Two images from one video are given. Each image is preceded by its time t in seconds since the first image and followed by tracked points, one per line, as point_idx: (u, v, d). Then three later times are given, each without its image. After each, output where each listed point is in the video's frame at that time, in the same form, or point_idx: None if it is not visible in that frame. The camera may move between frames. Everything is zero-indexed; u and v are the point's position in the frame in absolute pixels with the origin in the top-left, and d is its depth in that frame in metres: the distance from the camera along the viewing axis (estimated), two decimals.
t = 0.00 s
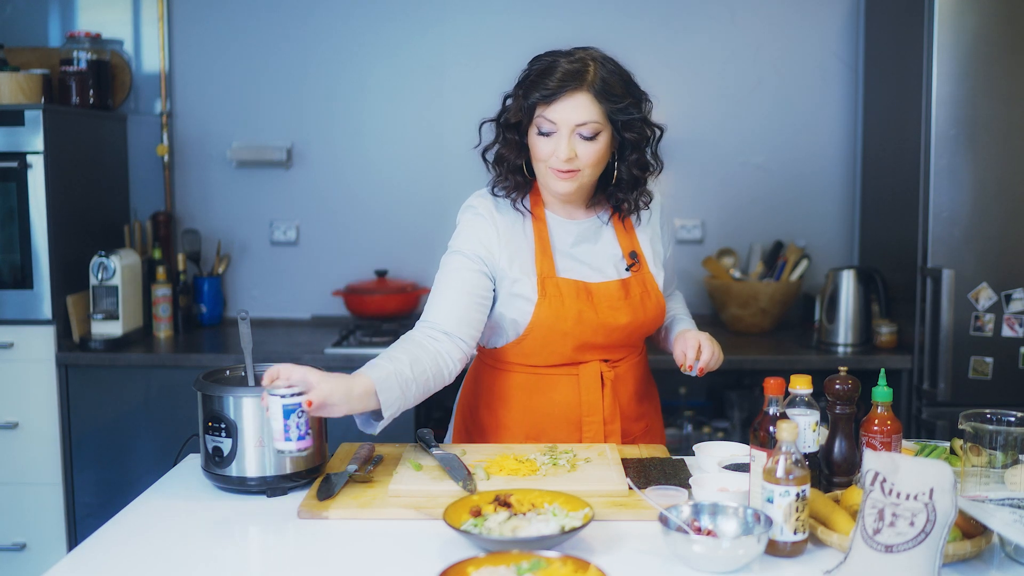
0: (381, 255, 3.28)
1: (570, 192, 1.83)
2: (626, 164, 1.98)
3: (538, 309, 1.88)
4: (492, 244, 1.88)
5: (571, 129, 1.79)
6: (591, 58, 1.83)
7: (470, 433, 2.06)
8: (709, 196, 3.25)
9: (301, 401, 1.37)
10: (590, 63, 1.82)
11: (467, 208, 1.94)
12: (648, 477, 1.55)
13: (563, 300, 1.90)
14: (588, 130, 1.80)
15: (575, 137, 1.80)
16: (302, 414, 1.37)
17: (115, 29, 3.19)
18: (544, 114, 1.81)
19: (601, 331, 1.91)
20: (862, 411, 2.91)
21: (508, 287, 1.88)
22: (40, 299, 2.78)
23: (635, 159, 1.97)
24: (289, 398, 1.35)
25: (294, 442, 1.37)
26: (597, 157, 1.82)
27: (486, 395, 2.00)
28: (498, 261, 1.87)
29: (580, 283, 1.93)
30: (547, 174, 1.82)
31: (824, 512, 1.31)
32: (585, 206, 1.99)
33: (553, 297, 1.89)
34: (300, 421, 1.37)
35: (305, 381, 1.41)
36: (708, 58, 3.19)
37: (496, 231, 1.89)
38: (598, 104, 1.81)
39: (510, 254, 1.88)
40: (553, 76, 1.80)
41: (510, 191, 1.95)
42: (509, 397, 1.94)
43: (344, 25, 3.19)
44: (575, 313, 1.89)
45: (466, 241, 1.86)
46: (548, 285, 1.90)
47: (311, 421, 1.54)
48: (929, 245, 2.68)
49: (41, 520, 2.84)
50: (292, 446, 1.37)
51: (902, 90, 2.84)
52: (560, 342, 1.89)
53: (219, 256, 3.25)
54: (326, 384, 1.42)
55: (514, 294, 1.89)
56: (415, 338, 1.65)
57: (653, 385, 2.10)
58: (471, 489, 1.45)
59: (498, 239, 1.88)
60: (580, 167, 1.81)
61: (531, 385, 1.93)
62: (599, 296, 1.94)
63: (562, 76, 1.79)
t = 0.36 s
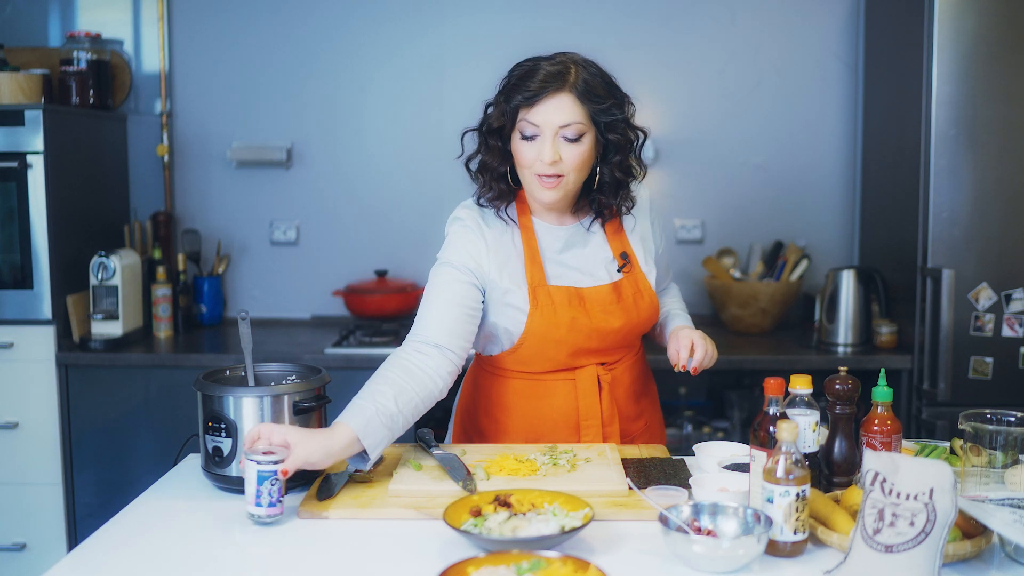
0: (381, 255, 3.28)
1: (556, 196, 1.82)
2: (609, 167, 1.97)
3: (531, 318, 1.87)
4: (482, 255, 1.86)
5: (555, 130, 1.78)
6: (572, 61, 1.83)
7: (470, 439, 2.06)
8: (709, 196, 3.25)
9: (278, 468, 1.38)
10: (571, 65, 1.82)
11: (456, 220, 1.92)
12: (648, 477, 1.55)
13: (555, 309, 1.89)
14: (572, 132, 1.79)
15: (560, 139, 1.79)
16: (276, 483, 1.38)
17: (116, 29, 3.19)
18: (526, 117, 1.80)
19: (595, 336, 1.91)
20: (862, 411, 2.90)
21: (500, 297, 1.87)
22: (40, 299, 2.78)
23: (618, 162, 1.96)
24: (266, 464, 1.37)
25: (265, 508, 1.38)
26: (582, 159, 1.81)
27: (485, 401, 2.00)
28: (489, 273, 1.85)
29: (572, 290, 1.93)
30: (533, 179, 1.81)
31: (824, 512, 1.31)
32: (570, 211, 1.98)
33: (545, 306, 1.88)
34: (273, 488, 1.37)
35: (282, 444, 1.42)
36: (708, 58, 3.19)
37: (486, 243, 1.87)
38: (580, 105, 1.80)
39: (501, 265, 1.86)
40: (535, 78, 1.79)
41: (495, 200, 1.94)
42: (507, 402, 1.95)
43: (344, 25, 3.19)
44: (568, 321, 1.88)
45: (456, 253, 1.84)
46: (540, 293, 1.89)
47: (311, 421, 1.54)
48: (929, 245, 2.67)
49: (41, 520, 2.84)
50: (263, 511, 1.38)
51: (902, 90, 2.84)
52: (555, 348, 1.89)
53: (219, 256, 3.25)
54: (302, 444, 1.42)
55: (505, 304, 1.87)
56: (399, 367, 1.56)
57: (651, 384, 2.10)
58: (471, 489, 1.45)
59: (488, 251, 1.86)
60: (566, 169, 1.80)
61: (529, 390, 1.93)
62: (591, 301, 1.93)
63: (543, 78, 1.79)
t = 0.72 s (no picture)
0: (380, 255, 3.28)
1: (560, 207, 1.81)
2: (614, 174, 1.95)
3: (530, 323, 1.87)
4: (484, 260, 1.85)
5: (559, 144, 1.77)
6: (574, 70, 1.80)
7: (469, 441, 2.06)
8: (710, 196, 3.25)
9: (273, 474, 1.38)
10: (575, 76, 1.79)
11: (456, 221, 1.91)
12: (648, 477, 1.55)
13: (555, 313, 1.89)
14: (577, 144, 1.78)
15: (564, 151, 1.78)
16: (270, 489, 1.38)
17: (116, 29, 3.19)
18: (530, 130, 1.78)
19: (595, 340, 1.91)
20: (862, 412, 2.90)
21: (500, 302, 1.87)
22: (40, 299, 2.78)
23: (623, 170, 1.95)
24: (261, 469, 1.37)
25: (259, 513, 1.38)
26: (586, 170, 1.80)
27: (485, 403, 2.00)
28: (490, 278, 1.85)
29: (572, 294, 1.93)
30: (536, 190, 1.80)
31: (824, 512, 1.31)
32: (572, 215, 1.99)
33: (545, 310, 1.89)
34: (267, 494, 1.37)
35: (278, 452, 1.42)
36: (707, 59, 3.19)
37: (487, 246, 1.87)
38: (585, 118, 1.78)
39: (501, 270, 1.86)
40: (539, 91, 1.76)
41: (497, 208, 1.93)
42: (505, 403, 1.95)
43: (344, 25, 3.19)
44: (568, 325, 1.89)
45: (458, 256, 1.83)
46: (540, 297, 1.89)
47: (311, 421, 1.54)
48: (929, 245, 2.67)
49: (40, 520, 2.84)
50: (257, 516, 1.38)
51: (902, 90, 2.84)
52: (554, 352, 1.89)
53: (219, 256, 3.25)
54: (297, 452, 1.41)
55: (503, 308, 1.88)
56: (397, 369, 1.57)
57: (650, 387, 2.10)
58: (471, 489, 1.45)
59: (489, 255, 1.86)
60: (570, 181, 1.79)
61: (529, 393, 1.93)
62: (591, 305, 1.93)
63: (546, 90, 1.76)
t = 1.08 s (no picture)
0: (380, 255, 3.28)
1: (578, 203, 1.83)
2: (625, 163, 1.99)
3: (532, 319, 1.87)
4: (485, 256, 1.88)
5: (576, 140, 1.78)
6: (579, 65, 1.82)
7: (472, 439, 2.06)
8: (709, 196, 3.25)
9: (273, 474, 1.38)
10: (581, 70, 1.81)
11: (460, 218, 1.95)
12: (648, 477, 1.55)
13: (558, 310, 1.89)
14: (593, 138, 1.79)
15: (580, 147, 1.79)
16: (273, 489, 1.38)
17: (116, 29, 3.19)
18: (545, 129, 1.79)
19: (598, 339, 1.90)
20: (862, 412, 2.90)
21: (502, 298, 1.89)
22: (40, 299, 2.78)
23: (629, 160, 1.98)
24: (262, 472, 1.37)
25: (264, 514, 1.38)
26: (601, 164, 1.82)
27: (488, 401, 1.99)
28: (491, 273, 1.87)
29: (576, 291, 1.93)
30: (556, 189, 1.81)
31: (824, 512, 1.31)
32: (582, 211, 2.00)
33: (547, 305, 1.89)
34: (270, 494, 1.37)
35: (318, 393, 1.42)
36: (707, 59, 3.19)
37: (491, 242, 1.89)
38: (596, 112, 1.80)
39: (504, 265, 1.88)
40: (550, 89, 1.77)
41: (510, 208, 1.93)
42: (508, 400, 1.95)
43: (344, 25, 3.19)
44: (570, 323, 1.88)
45: (459, 255, 1.87)
46: (544, 294, 1.90)
47: (311, 421, 1.54)
48: (929, 245, 2.67)
49: (40, 520, 2.84)
50: (261, 518, 1.38)
51: (902, 89, 2.84)
52: (557, 350, 1.89)
53: (219, 256, 3.25)
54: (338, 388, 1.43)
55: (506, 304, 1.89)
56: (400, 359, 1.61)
57: (654, 387, 2.09)
58: (471, 489, 1.45)
59: (492, 251, 1.89)
60: (588, 176, 1.81)
61: (532, 390, 1.93)
62: (594, 302, 1.93)
63: (558, 88, 1.77)
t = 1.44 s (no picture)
0: (381, 255, 3.28)
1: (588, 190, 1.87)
2: (629, 149, 2.02)
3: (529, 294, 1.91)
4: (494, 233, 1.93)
5: (587, 128, 1.81)
6: (586, 55, 1.85)
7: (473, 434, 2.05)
8: (709, 196, 3.25)
9: (273, 474, 1.38)
10: (588, 60, 1.84)
11: (467, 200, 1.99)
12: (648, 477, 1.55)
13: (554, 287, 1.92)
14: (603, 127, 1.83)
15: (591, 135, 1.83)
16: (273, 489, 1.38)
17: (116, 29, 3.19)
18: (557, 119, 1.82)
19: (594, 319, 1.90)
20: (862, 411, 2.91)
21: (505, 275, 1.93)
22: (40, 299, 2.78)
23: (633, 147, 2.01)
24: (262, 471, 1.37)
25: (264, 514, 1.38)
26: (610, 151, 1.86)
27: (489, 387, 1.98)
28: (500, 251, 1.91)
29: (574, 272, 1.94)
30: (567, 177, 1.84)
31: (824, 512, 1.31)
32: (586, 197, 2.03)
33: (545, 283, 1.92)
34: (271, 494, 1.38)
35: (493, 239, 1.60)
36: (707, 59, 3.19)
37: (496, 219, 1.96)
38: (605, 100, 1.83)
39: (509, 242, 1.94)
40: (561, 79, 1.80)
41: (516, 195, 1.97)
42: (508, 387, 1.95)
43: (344, 25, 3.19)
44: (566, 300, 1.90)
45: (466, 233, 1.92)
46: (541, 271, 1.93)
47: (311, 421, 1.54)
48: (929, 245, 2.67)
49: (40, 521, 2.84)
50: (262, 518, 1.38)
51: (902, 89, 2.84)
52: (553, 330, 1.90)
53: (219, 256, 3.25)
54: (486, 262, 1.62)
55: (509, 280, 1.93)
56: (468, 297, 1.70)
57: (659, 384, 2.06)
58: (471, 489, 1.45)
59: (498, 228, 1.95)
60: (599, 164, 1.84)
61: (530, 374, 1.93)
62: (592, 283, 1.94)
63: (569, 79, 1.80)
